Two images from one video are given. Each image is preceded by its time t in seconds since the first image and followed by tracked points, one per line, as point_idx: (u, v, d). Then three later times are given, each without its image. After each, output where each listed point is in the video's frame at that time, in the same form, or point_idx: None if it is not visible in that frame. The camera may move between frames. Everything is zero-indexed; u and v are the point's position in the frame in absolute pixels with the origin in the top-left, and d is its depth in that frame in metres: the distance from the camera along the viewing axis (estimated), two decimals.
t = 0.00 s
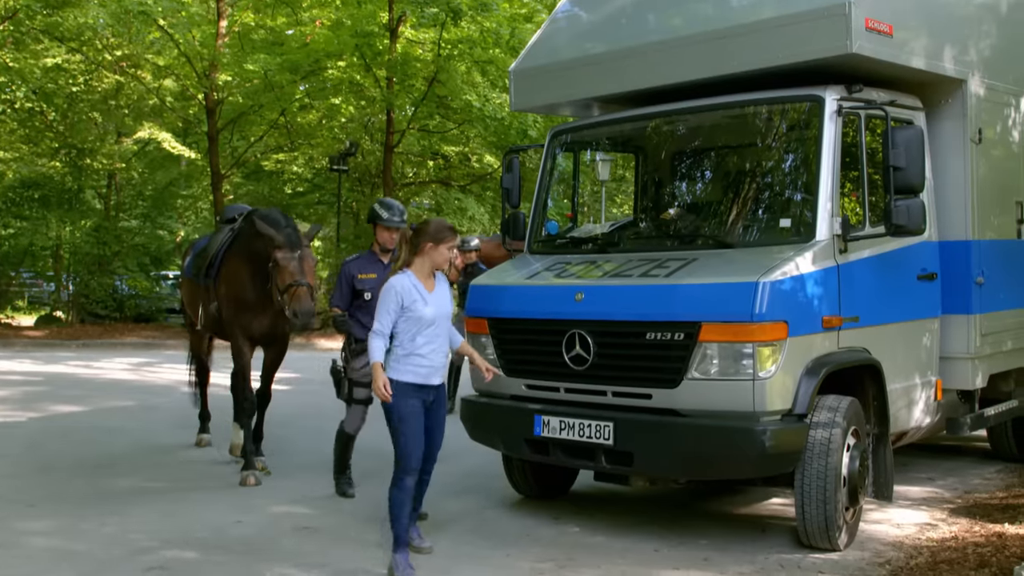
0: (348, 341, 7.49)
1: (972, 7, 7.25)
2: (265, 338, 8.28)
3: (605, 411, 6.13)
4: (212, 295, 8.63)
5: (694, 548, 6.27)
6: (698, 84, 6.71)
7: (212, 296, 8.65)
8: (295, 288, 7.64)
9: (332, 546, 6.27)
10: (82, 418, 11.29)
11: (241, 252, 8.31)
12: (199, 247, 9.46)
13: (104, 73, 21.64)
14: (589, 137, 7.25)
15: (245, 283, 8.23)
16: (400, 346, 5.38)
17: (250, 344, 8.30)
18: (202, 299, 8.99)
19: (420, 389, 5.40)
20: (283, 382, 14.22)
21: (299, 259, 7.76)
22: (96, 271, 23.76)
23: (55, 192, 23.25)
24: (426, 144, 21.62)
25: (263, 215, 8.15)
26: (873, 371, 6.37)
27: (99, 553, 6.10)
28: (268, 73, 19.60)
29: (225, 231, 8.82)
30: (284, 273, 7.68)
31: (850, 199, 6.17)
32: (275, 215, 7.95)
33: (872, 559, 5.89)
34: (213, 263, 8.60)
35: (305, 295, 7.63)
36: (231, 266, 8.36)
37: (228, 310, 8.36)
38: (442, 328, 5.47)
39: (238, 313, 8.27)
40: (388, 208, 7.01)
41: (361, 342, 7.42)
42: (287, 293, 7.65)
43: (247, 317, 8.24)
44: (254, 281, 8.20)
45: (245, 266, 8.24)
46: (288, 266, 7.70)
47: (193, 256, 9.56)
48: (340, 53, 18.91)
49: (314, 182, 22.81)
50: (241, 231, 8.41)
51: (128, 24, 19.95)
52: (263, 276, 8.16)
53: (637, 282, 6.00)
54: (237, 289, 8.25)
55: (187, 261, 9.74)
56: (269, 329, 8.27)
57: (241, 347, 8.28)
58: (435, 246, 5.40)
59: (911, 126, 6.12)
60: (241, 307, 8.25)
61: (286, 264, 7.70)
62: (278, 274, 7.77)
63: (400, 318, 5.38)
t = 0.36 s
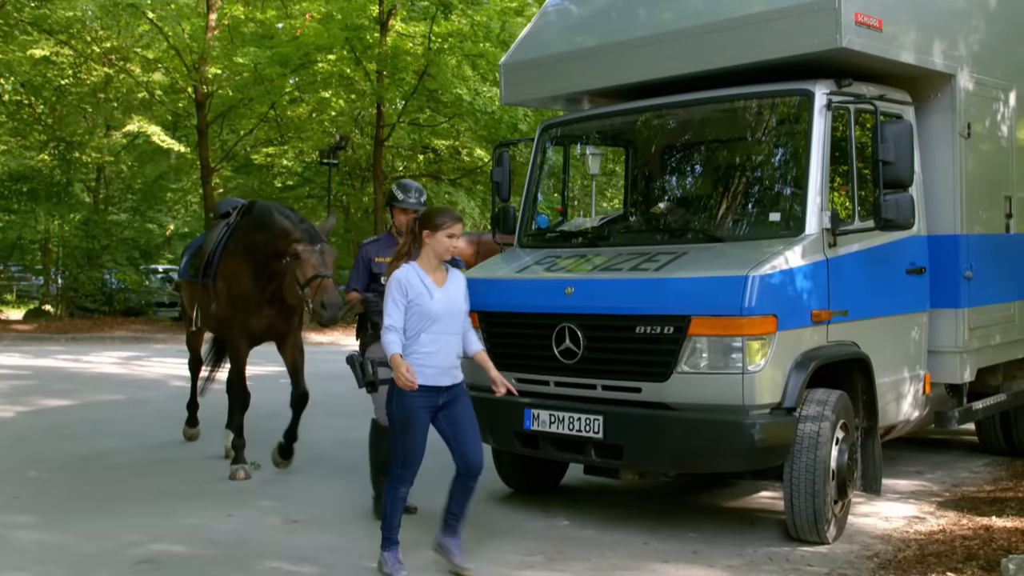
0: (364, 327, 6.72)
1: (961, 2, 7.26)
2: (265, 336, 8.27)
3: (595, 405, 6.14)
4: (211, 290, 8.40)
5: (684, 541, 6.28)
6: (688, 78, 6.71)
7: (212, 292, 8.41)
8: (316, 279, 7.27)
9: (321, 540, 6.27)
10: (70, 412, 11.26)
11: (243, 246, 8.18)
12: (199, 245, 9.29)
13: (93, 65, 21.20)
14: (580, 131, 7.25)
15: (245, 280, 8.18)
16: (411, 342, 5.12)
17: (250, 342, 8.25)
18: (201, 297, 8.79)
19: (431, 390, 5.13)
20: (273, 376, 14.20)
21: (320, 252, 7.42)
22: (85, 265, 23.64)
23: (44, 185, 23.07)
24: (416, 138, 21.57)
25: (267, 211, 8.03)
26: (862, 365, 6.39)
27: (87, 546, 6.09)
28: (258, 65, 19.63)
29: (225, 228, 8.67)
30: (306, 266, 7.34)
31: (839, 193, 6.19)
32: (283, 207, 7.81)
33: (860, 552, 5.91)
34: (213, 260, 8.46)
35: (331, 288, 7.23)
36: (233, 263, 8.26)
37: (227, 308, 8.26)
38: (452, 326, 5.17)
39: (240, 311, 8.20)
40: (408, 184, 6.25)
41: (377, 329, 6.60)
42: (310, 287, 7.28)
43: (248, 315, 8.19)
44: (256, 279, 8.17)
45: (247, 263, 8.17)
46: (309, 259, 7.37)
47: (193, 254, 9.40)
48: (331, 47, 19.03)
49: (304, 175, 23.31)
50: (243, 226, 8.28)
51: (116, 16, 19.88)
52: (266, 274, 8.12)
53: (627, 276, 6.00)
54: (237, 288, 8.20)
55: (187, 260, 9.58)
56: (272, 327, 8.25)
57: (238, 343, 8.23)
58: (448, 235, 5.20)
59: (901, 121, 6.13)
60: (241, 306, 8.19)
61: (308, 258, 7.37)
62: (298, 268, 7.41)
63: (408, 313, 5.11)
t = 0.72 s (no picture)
0: (378, 335, 6.35)
1: (949, 5, 7.29)
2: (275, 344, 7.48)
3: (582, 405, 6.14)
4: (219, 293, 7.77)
5: (671, 541, 6.30)
6: (678, 80, 6.72)
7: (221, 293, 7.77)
8: (350, 258, 6.44)
9: (309, 540, 6.25)
10: (57, 411, 11.21)
11: (253, 245, 7.51)
12: (204, 239, 8.61)
13: (81, 63, 21.22)
14: (568, 131, 7.25)
15: (255, 284, 7.43)
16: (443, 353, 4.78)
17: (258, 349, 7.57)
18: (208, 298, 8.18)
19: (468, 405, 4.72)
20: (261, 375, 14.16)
21: (347, 231, 6.64)
22: (73, 263, 23.56)
23: (32, 183, 22.92)
24: (406, 137, 21.42)
25: (280, 205, 7.35)
26: (849, 366, 6.40)
27: (73, 546, 6.06)
28: (247, 64, 19.49)
29: (236, 223, 8.03)
30: (335, 246, 6.56)
31: (828, 194, 6.21)
32: (299, 202, 7.16)
33: (847, 553, 5.93)
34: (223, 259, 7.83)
35: (365, 265, 6.38)
36: (242, 263, 7.58)
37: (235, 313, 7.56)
38: (490, 330, 4.70)
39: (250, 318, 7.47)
40: (406, 189, 6.15)
41: (393, 337, 6.25)
42: (342, 267, 6.45)
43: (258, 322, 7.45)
44: (266, 283, 7.40)
45: (255, 262, 7.46)
46: (337, 238, 6.59)
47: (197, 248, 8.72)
48: (320, 45, 18.99)
49: (294, 174, 22.99)
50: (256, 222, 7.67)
51: (105, 14, 19.87)
52: (278, 276, 7.34)
53: (616, 277, 6.01)
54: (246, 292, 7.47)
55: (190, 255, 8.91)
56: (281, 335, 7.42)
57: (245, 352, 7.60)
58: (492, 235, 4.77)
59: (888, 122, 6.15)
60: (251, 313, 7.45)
61: (337, 237, 6.59)
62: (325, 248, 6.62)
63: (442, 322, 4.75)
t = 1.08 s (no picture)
0: (379, 332, 6.30)
1: (937, 6, 7.32)
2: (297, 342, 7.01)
3: (572, 405, 6.14)
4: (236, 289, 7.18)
5: (661, 540, 6.30)
6: (667, 80, 6.74)
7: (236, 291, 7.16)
8: (372, 262, 6.01)
9: (300, 541, 6.24)
10: (46, 412, 11.17)
11: (273, 237, 7.00)
12: (212, 236, 8.00)
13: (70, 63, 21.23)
14: (558, 131, 7.25)
15: (277, 277, 6.93)
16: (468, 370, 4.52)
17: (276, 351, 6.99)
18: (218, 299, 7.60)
19: (501, 421, 4.39)
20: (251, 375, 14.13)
21: (375, 229, 6.24)
22: (61, 264, 23.47)
23: (20, 183, 22.88)
24: (395, 137, 21.24)
25: (302, 195, 6.92)
26: (838, 365, 6.42)
27: (62, 547, 6.04)
28: (236, 64, 19.48)
29: (250, 218, 7.47)
30: (362, 249, 6.13)
31: (816, 194, 6.22)
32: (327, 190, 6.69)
33: (836, 552, 5.94)
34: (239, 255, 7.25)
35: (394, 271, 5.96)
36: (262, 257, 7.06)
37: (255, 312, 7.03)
38: (522, 345, 4.40)
39: (269, 314, 6.93)
40: (411, 180, 6.14)
41: (393, 337, 6.20)
42: (366, 269, 6.01)
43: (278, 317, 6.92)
44: (290, 277, 6.92)
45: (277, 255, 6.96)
46: (365, 239, 6.17)
47: (202, 246, 8.07)
48: (310, 45, 18.95)
49: (283, 174, 22.61)
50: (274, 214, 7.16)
51: (93, 13, 19.82)
52: (303, 269, 6.87)
53: (606, 277, 6.02)
54: (266, 286, 6.95)
55: (193, 253, 8.26)
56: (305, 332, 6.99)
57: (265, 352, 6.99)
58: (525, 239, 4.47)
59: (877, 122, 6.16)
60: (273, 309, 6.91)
61: (363, 237, 6.17)
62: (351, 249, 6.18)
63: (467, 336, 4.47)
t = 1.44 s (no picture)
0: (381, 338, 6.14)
1: (926, 11, 7.34)
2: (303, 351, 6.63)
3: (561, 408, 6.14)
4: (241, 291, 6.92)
5: (649, 543, 6.31)
6: (656, 83, 6.75)
7: (237, 296, 6.95)
8: (386, 264, 5.70)
9: (288, 543, 6.23)
10: (33, 413, 11.14)
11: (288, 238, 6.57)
12: (203, 236, 7.94)
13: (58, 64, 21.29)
14: (548, 134, 7.23)
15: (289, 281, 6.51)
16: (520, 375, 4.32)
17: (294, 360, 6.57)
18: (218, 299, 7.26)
19: (510, 427, 4.20)
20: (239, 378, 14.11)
21: (395, 230, 5.87)
22: (49, 265, 23.40)
23: (8, 184, 22.81)
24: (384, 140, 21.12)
25: (321, 193, 6.50)
26: (826, 369, 6.44)
27: (49, 549, 6.02)
28: (225, 66, 19.57)
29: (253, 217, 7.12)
30: (378, 249, 5.78)
31: (805, 198, 6.24)
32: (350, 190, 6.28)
33: (824, 555, 5.96)
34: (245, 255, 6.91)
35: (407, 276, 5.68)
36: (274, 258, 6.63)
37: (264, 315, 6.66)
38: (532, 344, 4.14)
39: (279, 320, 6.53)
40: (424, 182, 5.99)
41: (393, 343, 6.01)
42: (378, 272, 5.72)
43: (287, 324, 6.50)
44: (304, 279, 6.47)
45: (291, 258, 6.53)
46: (383, 239, 5.82)
47: (197, 247, 7.94)
48: (299, 47, 18.92)
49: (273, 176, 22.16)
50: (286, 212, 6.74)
51: (82, 14, 19.97)
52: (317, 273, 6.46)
53: (595, 279, 6.03)
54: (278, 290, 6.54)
55: (188, 253, 8.03)
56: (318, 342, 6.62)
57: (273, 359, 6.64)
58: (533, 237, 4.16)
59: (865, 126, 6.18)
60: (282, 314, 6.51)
61: (382, 236, 5.82)
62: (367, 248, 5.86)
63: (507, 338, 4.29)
